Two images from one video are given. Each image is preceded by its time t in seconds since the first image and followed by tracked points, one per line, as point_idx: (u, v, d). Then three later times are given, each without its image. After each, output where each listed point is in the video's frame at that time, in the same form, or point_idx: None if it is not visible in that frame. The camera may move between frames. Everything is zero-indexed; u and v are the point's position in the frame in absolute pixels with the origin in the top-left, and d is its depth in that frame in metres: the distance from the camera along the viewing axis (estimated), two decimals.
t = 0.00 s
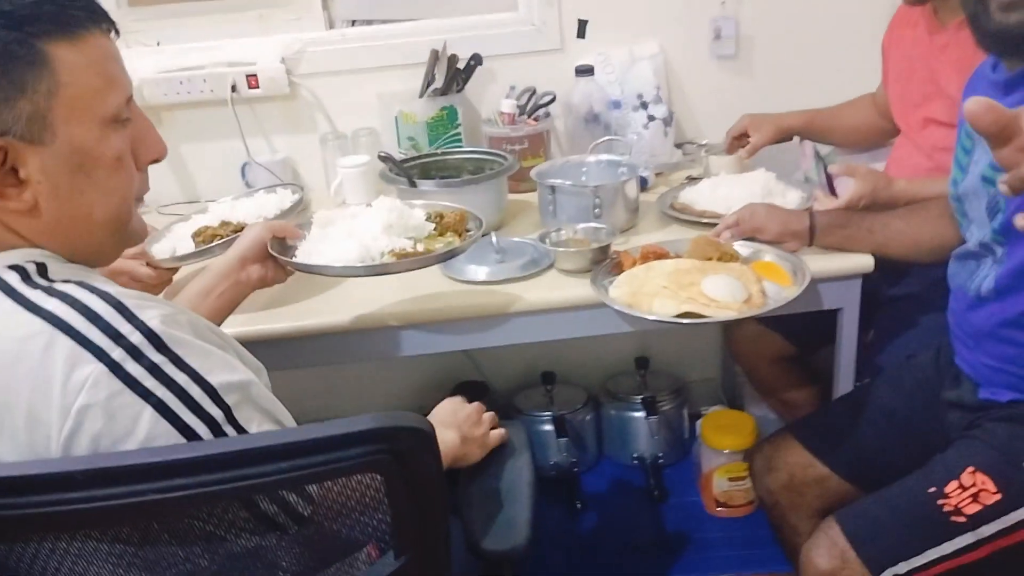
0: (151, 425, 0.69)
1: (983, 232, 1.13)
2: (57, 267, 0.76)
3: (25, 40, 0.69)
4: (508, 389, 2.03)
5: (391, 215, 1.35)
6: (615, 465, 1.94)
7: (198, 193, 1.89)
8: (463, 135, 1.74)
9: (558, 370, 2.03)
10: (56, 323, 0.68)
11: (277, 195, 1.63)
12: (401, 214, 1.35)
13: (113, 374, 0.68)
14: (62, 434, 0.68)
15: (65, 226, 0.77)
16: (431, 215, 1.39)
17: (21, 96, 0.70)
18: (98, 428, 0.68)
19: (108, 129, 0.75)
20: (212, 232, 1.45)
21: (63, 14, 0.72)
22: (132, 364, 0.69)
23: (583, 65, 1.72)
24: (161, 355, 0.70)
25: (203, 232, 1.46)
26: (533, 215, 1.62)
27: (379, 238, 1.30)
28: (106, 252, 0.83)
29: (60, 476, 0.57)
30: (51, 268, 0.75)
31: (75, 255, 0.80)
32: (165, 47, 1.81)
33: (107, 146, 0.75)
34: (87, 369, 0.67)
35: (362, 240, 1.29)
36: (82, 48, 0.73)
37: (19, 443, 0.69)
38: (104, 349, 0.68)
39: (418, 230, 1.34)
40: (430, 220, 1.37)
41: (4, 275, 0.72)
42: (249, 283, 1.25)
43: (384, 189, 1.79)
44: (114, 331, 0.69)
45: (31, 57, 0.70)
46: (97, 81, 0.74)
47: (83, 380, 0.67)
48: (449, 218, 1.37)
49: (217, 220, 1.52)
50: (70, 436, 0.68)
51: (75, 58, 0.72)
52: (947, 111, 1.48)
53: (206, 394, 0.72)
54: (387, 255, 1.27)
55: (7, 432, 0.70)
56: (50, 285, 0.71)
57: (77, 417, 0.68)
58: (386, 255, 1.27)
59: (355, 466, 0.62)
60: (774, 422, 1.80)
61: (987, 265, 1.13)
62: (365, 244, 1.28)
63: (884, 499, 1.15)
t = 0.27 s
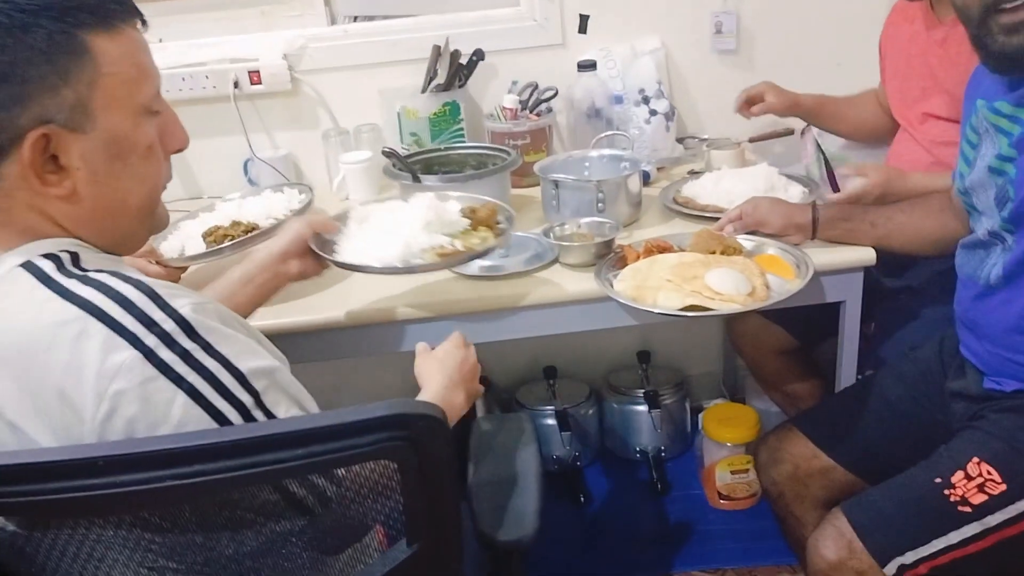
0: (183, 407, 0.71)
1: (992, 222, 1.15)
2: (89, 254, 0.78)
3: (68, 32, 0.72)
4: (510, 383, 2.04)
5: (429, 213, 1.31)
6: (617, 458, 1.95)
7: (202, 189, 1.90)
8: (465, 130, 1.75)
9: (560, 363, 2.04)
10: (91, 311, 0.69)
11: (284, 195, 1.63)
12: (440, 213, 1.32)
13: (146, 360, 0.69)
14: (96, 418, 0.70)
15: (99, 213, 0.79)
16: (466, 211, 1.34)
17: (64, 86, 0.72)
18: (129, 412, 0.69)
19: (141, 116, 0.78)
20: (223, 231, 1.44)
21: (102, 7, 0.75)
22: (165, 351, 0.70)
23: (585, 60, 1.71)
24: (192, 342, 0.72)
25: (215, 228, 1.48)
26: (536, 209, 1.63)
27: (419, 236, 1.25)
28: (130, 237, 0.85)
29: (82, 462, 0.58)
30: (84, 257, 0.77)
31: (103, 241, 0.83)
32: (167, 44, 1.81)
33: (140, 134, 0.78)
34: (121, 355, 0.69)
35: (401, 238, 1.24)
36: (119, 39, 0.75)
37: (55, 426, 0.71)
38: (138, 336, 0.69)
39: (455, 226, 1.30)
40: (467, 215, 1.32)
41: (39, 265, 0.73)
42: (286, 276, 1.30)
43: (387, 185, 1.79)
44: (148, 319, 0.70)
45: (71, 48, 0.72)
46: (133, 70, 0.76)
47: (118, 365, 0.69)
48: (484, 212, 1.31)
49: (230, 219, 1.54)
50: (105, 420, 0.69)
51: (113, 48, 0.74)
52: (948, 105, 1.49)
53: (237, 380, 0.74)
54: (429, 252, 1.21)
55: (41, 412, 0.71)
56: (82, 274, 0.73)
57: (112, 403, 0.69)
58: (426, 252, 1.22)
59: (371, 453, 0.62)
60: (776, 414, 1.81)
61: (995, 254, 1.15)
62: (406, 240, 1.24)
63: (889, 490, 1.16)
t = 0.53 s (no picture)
0: (207, 408, 0.70)
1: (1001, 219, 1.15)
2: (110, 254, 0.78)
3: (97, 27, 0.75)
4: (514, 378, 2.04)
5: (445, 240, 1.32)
6: (620, 454, 1.94)
7: (204, 182, 1.89)
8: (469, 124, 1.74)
9: (563, 359, 2.03)
10: (117, 307, 0.69)
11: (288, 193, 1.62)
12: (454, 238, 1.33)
13: (172, 358, 0.69)
14: (118, 413, 0.69)
15: (119, 203, 0.82)
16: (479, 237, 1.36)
17: (92, 77, 0.75)
18: (155, 408, 0.69)
19: (156, 107, 0.82)
20: (231, 224, 1.45)
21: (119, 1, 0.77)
22: (191, 349, 0.70)
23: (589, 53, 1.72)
24: (217, 342, 0.72)
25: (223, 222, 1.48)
26: (540, 204, 1.62)
27: (434, 261, 1.28)
28: (142, 229, 0.88)
29: (89, 458, 0.58)
30: (107, 255, 0.77)
31: (120, 233, 0.85)
32: (169, 36, 1.80)
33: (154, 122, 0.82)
34: (148, 352, 0.69)
35: (418, 262, 1.28)
36: (136, 32, 0.79)
37: (75, 420, 0.71)
38: (162, 333, 0.69)
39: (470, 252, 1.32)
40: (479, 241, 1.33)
41: (64, 260, 0.72)
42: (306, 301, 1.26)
43: (390, 178, 1.79)
44: (175, 317, 0.70)
45: (99, 42, 0.75)
46: (146, 65, 0.80)
47: (145, 361, 0.68)
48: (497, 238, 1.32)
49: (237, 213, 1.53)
50: (127, 415, 0.69)
51: (132, 42, 0.78)
52: (951, 100, 1.46)
53: (258, 380, 0.74)
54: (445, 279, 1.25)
55: (62, 405, 0.71)
56: (107, 271, 0.72)
57: (134, 399, 0.69)
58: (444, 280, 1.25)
59: (378, 449, 0.61)
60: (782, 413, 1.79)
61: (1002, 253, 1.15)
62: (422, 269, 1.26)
63: (896, 488, 1.15)
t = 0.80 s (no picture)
0: (229, 399, 0.72)
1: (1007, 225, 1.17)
2: (130, 252, 0.79)
3: (124, 25, 0.77)
4: (514, 379, 2.05)
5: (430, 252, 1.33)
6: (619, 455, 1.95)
7: (209, 180, 1.90)
8: (473, 125, 1.75)
9: (564, 360, 2.04)
10: (144, 301, 0.70)
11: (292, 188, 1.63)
12: (441, 250, 1.35)
13: (198, 351, 0.71)
14: (146, 405, 0.71)
15: (140, 198, 0.84)
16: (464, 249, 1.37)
17: (123, 73, 0.77)
18: (182, 400, 0.71)
19: (172, 103, 0.84)
20: (237, 222, 1.46)
21: None
22: (215, 342, 0.72)
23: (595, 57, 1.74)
24: (237, 336, 0.73)
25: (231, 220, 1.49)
26: (543, 205, 1.63)
27: (420, 274, 1.28)
28: (154, 225, 0.89)
29: (99, 450, 0.59)
30: (126, 253, 0.77)
31: (136, 229, 0.87)
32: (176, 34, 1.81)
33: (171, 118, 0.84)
34: (175, 344, 0.70)
35: (405, 275, 1.27)
36: (154, 29, 0.81)
37: (102, 412, 0.72)
38: (189, 327, 0.70)
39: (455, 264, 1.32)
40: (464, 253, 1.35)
41: (88, 255, 0.73)
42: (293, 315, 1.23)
43: (394, 178, 1.80)
44: (199, 312, 0.71)
45: (127, 38, 0.77)
46: (164, 62, 0.82)
47: (171, 355, 0.70)
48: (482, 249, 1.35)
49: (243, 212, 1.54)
50: (155, 407, 0.71)
51: (152, 39, 0.80)
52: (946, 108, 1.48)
53: (275, 373, 0.76)
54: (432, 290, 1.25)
55: (89, 396, 0.72)
56: (130, 266, 0.73)
57: (162, 390, 0.70)
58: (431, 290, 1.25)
59: (383, 443, 0.63)
60: (779, 415, 1.81)
61: (1009, 256, 1.16)
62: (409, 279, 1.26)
63: (893, 492, 1.17)
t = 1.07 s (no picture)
0: (206, 380, 0.73)
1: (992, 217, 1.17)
2: (91, 240, 0.76)
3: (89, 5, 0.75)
4: (498, 374, 2.04)
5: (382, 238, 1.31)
6: (601, 451, 1.95)
7: (191, 169, 1.88)
8: (459, 117, 1.74)
9: (548, 356, 2.03)
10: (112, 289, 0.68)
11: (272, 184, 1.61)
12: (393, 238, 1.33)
13: (170, 337, 0.70)
14: (120, 392, 0.69)
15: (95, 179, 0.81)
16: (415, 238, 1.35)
17: (90, 49, 0.75)
18: (155, 386, 0.70)
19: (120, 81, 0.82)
20: (220, 211, 1.44)
21: None
22: (185, 327, 0.71)
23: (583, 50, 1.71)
24: (207, 319, 0.73)
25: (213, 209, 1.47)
26: (528, 199, 1.62)
27: (373, 260, 1.26)
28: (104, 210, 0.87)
29: (58, 435, 0.57)
30: (85, 240, 0.75)
31: (88, 215, 0.84)
32: (160, 21, 1.79)
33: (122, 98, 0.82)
34: (145, 331, 0.69)
35: (359, 261, 1.25)
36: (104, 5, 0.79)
37: (71, 402, 0.69)
38: (158, 312, 0.70)
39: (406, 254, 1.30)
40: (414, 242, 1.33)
41: (49, 245, 0.71)
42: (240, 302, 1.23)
43: (379, 170, 1.78)
44: (167, 295, 0.70)
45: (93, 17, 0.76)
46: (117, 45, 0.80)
47: (143, 342, 0.69)
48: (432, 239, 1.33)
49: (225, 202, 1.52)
50: (128, 394, 0.69)
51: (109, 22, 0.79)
52: (928, 105, 1.48)
53: (246, 353, 0.77)
54: (384, 276, 1.23)
55: (55, 386, 0.69)
56: (93, 254, 0.71)
57: (137, 376, 0.69)
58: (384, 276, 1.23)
59: (351, 430, 0.62)
60: (762, 411, 1.82)
61: (995, 249, 1.17)
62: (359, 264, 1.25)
63: (872, 483, 1.16)
